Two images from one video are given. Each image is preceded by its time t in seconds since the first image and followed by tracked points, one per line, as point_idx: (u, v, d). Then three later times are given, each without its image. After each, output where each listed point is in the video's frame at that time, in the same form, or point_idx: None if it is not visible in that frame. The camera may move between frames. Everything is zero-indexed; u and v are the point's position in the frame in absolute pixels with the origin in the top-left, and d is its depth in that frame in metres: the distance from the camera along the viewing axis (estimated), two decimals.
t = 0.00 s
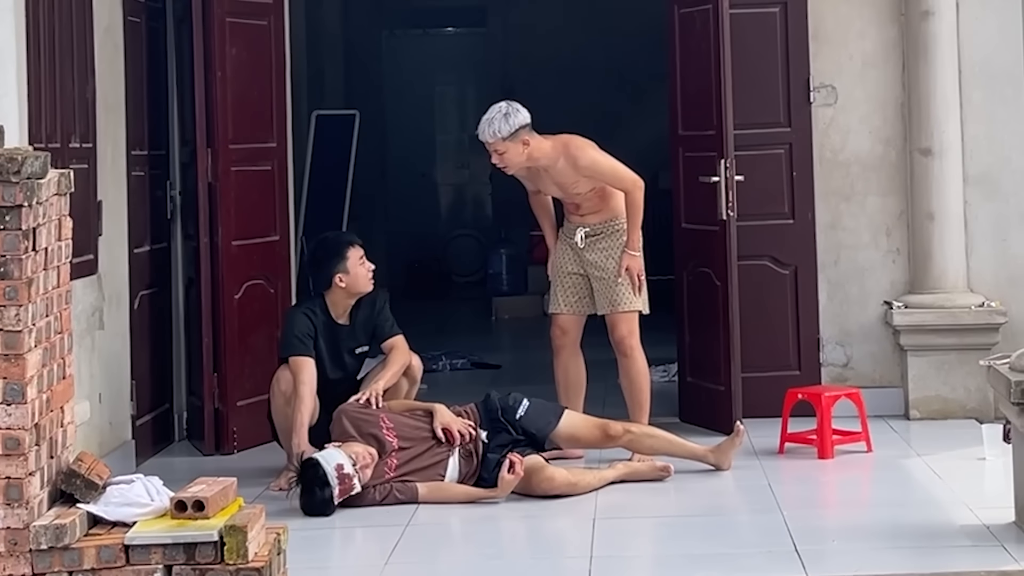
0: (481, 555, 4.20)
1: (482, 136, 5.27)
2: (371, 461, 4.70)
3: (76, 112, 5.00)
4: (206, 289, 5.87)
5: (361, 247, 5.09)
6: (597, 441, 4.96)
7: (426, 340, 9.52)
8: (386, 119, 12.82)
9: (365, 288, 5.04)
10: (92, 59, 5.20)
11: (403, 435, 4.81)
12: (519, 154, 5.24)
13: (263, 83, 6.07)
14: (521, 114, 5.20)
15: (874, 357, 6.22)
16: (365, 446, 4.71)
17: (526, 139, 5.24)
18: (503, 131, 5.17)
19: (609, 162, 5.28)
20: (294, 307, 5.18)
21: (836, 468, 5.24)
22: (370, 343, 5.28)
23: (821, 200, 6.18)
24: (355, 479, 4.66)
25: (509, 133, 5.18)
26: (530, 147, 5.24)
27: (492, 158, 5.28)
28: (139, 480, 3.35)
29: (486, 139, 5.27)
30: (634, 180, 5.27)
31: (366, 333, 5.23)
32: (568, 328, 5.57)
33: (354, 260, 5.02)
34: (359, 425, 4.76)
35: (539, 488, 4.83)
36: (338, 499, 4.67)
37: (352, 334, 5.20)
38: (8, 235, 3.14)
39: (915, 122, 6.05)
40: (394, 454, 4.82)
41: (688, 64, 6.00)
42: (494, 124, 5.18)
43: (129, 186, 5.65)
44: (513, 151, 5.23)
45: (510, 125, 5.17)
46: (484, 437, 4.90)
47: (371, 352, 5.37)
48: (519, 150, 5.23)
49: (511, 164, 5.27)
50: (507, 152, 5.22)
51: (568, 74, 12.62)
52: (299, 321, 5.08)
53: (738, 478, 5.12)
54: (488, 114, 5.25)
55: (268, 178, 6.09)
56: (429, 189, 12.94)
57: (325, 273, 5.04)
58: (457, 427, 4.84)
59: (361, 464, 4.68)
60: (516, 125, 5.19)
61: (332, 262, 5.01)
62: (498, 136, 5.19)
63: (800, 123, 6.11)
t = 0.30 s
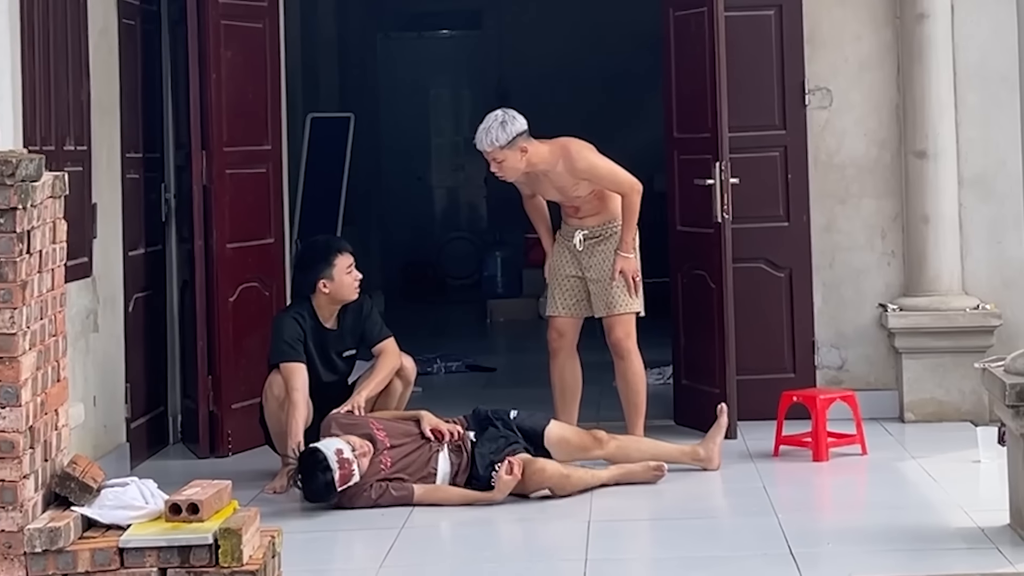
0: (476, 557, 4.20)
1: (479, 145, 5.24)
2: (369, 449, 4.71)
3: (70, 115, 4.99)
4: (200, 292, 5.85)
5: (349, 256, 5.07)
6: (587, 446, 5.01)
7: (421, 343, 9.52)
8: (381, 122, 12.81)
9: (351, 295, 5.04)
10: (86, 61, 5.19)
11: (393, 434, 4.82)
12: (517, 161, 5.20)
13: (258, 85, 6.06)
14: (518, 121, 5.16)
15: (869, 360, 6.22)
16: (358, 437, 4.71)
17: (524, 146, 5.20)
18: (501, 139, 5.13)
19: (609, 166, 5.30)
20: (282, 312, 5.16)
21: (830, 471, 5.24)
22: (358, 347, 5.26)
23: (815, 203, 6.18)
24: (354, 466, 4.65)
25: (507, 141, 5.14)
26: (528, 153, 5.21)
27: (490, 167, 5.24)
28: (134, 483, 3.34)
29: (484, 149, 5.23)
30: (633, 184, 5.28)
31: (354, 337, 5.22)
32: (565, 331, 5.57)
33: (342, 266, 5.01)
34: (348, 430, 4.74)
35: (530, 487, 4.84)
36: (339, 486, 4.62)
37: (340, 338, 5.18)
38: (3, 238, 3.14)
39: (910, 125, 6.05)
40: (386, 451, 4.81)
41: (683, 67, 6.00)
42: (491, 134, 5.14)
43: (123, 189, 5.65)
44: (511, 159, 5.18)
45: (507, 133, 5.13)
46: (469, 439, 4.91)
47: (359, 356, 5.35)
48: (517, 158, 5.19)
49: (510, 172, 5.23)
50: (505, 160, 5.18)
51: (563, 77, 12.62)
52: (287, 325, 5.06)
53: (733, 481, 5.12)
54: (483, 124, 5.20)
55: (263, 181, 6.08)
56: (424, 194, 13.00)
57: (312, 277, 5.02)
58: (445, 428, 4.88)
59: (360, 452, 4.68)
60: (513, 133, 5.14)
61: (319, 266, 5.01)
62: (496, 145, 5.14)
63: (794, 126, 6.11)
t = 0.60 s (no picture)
0: (473, 559, 4.20)
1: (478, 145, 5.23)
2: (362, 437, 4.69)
3: (67, 116, 4.98)
4: (196, 294, 5.85)
5: (355, 287, 4.90)
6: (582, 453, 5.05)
7: (418, 345, 9.52)
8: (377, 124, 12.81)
9: (332, 319, 4.95)
10: (83, 63, 5.19)
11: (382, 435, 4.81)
12: (515, 165, 5.20)
13: (255, 87, 6.06)
14: (517, 124, 5.15)
15: (865, 362, 6.23)
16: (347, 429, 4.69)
17: (522, 150, 5.19)
18: (500, 142, 5.13)
19: (608, 168, 5.30)
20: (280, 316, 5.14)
21: (827, 473, 5.24)
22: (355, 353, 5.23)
23: (811, 205, 6.19)
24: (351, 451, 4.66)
25: (506, 144, 5.14)
26: (527, 157, 5.21)
27: (489, 168, 5.24)
28: (130, 486, 3.34)
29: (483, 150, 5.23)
30: (633, 186, 5.28)
31: (350, 345, 5.19)
32: (565, 333, 5.57)
33: (335, 297, 4.87)
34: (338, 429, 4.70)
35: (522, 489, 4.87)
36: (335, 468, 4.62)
37: (336, 345, 5.17)
38: None
39: (907, 127, 6.05)
40: (379, 449, 4.77)
41: (680, 69, 6.01)
42: (490, 135, 5.14)
43: (120, 191, 5.64)
44: (508, 162, 5.18)
45: (506, 136, 5.13)
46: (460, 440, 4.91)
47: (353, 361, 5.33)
48: (514, 162, 5.19)
49: (507, 175, 5.23)
50: (503, 162, 5.18)
51: (560, 79, 12.62)
52: (288, 333, 5.04)
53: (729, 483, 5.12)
54: (484, 124, 5.20)
55: (259, 183, 6.08)
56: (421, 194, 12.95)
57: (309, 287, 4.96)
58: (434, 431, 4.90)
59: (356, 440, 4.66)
60: (512, 137, 5.14)
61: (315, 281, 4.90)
62: (494, 147, 5.15)
63: (791, 127, 6.12)
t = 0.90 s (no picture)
0: (469, 561, 4.20)
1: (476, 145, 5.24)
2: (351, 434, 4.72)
3: (64, 118, 4.98)
4: (194, 295, 5.84)
5: (362, 306, 4.86)
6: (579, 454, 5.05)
7: (416, 346, 9.52)
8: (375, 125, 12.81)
9: (336, 331, 4.93)
10: (80, 65, 5.19)
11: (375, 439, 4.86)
12: (513, 165, 5.20)
13: (252, 89, 6.05)
14: (514, 125, 5.14)
15: (863, 364, 6.23)
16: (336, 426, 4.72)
17: (521, 151, 5.19)
18: (497, 143, 5.13)
19: (607, 169, 5.30)
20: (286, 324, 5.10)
21: (824, 475, 5.24)
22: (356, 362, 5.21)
23: (809, 206, 6.19)
24: (338, 445, 4.64)
25: (503, 145, 5.13)
26: (526, 158, 5.20)
27: (489, 169, 5.24)
28: (127, 487, 3.34)
29: (481, 151, 5.23)
30: (633, 189, 5.30)
31: (353, 353, 5.16)
32: (563, 335, 5.56)
33: (340, 310, 4.84)
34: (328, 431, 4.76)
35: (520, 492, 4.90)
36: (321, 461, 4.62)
37: (338, 353, 5.14)
38: None
39: (904, 129, 6.05)
40: (371, 449, 4.81)
41: (678, 71, 6.00)
42: (488, 137, 5.14)
43: (117, 192, 5.64)
44: (507, 163, 5.19)
45: (503, 138, 5.12)
46: (455, 440, 4.93)
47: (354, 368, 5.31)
48: (513, 162, 5.19)
49: (507, 175, 5.23)
50: (501, 163, 5.19)
51: (557, 80, 12.62)
52: (291, 344, 5.00)
53: (725, 485, 5.12)
54: (482, 126, 5.20)
55: (257, 184, 6.07)
56: (419, 196, 12.94)
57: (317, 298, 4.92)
58: (427, 433, 4.94)
59: (344, 434, 4.68)
60: (509, 138, 5.13)
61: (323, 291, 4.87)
62: (492, 148, 5.15)
63: (789, 129, 6.12)
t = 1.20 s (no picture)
0: (466, 561, 4.20)
1: (475, 152, 5.23)
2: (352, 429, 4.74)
3: (61, 118, 4.98)
4: (190, 296, 5.84)
5: (370, 316, 4.86)
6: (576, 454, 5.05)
7: (413, 347, 9.52)
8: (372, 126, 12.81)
9: (339, 341, 4.94)
10: (77, 65, 5.18)
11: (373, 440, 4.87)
12: (514, 166, 5.20)
13: (249, 90, 6.05)
14: (512, 126, 5.13)
15: (860, 365, 6.23)
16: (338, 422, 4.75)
17: (521, 150, 5.19)
18: (497, 147, 5.12)
19: (604, 170, 5.31)
20: (289, 337, 5.06)
21: (821, 476, 5.24)
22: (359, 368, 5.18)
23: (806, 207, 6.19)
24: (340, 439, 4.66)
25: (503, 148, 5.13)
26: (526, 158, 5.21)
27: (489, 171, 5.24)
28: (124, 488, 3.34)
29: (480, 155, 5.22)
30: (631, 189, 5.30)
31: (356, 359, 5.14)
32: (560, 336, 5.55)
33: (348, 321, 4.84)
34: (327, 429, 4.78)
35: (521, 491, 4.92)
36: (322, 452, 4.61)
37: (343, 362, 5.11)
38: None
39: (901, 130, 6.06)
40: (369, 449, 4.82)
41: (675, 72, 6.01)
42: (486, 141, 5.13)
43: (114, 193, 5.63)
44: (508, 164, 5.19)
45: (502, 140, 5.11)
46: (452, 441, 4.93)
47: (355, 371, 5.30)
48: (514, 163, 5.19)
49: (508, 176, 5.23)
50: (502, 165, 5.18)
51: (555, 81, 12.62)
52: (298, 363, 4.95)
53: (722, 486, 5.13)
54: (479, 130, 5.18)
55: (253, 185, 6.07)
56: (416, 197, 12.95)
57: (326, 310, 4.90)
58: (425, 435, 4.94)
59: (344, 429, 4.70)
60: (508, 139, 5.13)
61: (332, 302, 4.87)
62: (493, 152, 5.14)
63: (786, 130, 6.12)
